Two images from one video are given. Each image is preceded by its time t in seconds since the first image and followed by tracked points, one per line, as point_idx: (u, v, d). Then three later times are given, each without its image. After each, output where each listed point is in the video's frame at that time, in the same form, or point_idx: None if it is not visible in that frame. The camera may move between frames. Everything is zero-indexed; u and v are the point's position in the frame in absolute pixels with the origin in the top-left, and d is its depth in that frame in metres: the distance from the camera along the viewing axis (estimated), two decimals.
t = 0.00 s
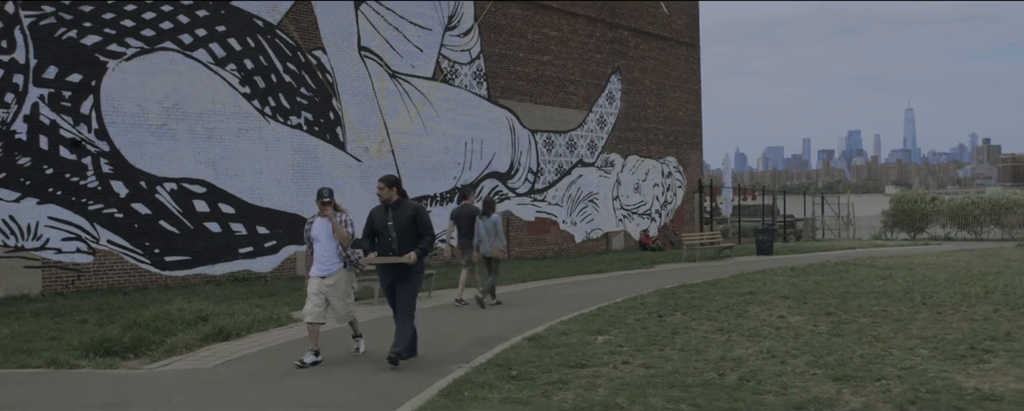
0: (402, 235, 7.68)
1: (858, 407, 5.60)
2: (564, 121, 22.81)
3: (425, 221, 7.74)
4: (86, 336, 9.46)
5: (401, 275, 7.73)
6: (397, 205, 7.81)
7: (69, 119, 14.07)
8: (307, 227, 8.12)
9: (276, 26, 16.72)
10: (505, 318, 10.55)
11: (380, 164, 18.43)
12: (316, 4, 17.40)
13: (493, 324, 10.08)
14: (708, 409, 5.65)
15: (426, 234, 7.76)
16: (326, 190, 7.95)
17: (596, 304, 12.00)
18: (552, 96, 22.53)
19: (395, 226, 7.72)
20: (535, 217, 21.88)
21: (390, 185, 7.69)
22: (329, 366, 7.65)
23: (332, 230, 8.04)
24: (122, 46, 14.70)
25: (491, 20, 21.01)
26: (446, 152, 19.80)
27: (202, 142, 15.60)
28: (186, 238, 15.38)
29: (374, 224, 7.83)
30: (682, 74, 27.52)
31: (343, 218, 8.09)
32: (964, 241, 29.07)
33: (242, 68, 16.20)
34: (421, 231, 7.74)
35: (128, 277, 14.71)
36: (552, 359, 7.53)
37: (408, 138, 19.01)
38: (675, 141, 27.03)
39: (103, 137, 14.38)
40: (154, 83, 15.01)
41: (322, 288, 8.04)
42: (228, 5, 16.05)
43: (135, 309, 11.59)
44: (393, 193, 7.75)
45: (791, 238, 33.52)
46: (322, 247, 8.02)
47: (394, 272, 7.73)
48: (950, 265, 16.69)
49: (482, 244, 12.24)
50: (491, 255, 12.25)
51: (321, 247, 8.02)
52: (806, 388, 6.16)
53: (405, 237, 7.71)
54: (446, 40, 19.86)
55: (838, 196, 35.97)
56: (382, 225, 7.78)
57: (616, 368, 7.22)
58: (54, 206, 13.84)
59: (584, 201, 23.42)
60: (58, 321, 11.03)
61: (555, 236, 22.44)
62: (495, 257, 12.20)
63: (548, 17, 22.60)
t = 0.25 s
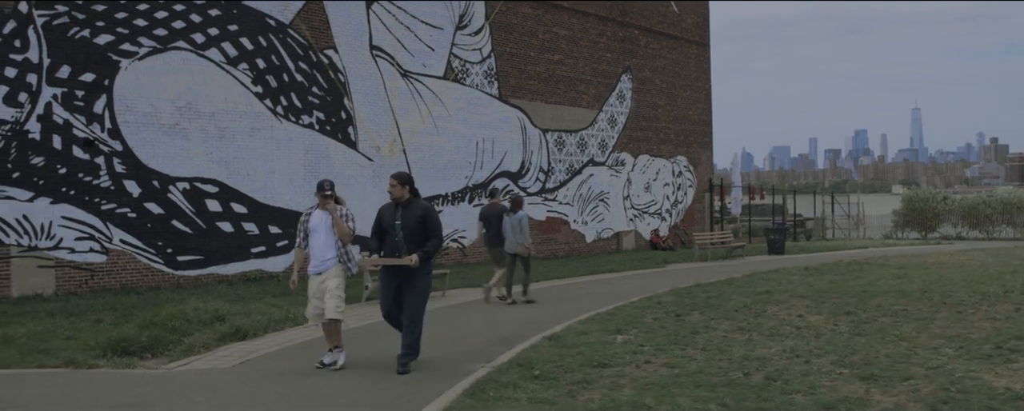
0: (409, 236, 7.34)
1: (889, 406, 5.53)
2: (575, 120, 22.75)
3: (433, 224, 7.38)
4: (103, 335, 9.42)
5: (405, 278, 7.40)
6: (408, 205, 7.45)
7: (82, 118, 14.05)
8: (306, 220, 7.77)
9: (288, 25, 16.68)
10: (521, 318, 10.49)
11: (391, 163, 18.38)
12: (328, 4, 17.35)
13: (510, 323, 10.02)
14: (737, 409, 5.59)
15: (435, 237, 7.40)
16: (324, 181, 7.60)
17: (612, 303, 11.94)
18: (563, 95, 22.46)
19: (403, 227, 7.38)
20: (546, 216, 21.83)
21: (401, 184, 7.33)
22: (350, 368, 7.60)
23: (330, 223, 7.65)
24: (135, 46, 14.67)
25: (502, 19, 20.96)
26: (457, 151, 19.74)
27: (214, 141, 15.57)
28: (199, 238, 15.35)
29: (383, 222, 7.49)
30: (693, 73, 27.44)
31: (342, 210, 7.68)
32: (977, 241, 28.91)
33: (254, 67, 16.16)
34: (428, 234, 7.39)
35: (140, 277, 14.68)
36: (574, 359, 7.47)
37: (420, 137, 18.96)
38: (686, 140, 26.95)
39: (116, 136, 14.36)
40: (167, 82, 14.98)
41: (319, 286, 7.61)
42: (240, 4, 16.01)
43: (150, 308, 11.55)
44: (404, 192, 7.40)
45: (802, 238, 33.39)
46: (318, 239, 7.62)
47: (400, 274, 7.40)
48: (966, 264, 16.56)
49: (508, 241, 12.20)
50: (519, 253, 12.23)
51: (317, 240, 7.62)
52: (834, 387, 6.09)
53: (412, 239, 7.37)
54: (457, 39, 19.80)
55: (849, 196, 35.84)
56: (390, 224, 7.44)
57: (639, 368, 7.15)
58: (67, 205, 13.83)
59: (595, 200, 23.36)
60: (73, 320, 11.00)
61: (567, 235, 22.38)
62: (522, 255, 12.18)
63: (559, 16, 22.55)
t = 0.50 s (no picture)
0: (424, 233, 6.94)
1: (928, 406, 5.44)
2: (592, 118, 22.67)
3: (449, 221, 6.97)
4: (126, 333, 9.42)
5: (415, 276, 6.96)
6: (423, 201, 7.05)
7: (103, 117, 14.07)
8: (310, 223, 7.70)
9: (306, 24, 16.66)
10: (545, 317, 10.42)
11: (409, 162, 18.35)
12: (346, 2, 17.32)
13: (534, 322, 9.96)
14: (772, 408, 5.51)
15: (449, 236, 6.98)
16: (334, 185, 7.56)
17: (634, 302, 11.86)
18: (580, 93, 22.38)
19: (416, 223, 6.97)
20: (564, 215, 21.78)
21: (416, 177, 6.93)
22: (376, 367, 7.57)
23: (336, 227, 7.60)
24: (155, 45, 14.68)
25: (520, 17, 20.89)
26: (475, 150, 19.69)
27: (233, 140, 15.56)
28: (219, 237, 15.35)
29: (395, 218, 7.08)
30: (710, 71, 27.30)
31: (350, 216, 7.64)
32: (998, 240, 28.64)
33: (273, 65, 16.15)
34: (442, 232, 6.97)
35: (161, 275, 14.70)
36: (602, 358, 7.41)
37: (438, 135, 18.92)
38: (703, 139, 26.84)
39: (136, 134, 14.37)
40: (186, 80, 14.98)
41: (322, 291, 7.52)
42: (259, 3, 15.99)
43: (172, 307, 11.55)
44: (419, 187, 7.01)
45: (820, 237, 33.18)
46: (322, 243, 7.55)
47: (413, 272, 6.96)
48: (991, 264, 16.38)
49: (544, 241, 12.44)
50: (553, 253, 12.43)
51: (321, 244, 7.54)
52: (869, 386, 6.00)
53: (425, 235, 6.96)
54: (475, 38, 19.75)
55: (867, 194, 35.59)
56: (403, 220, 7.03)
57: (669, 366, 7.08)
58: (88, 204, 13.85)
59: (612, 199, 23.28)
60: (96, 318, 11.00)
61: (584, 234, 22.32)
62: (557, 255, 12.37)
63: (576, 14, 22.47)
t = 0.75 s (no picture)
0: (445, 235, 6.75)
1: (981, 407, 5.36)
2: (622, 118, 22.57)
3: (471, 221, 6.78)
4: (164, 332, 9.48)
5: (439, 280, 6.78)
6: (443, 201, 6.86)
7: (138, 117, 14.16)
8: (327, 218, 7.24)
9: (338, 24, 16.71)
10: (581, 318, 10.36)
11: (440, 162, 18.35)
12: (377, 3, 17.35)
13: (570, 322, 9.92)
14: (821, 409, 5.44)
15: (473, 235, 6.78)
16: (349, 177, 7.07)
17: (669, 302, 11.79)
18: (610, 92, 22.28)
19: (438, 225, 6.79)
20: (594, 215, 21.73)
21: (435, 177, 6.75)
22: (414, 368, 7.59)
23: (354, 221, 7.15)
24: (188, 45, 14.76)
25: (549, 16, 20.83)
26: (505, 150, 19.67)
27: (266, 140, 15.64)
28: (252, 236, 15.44)
29: (416, 220, 6.90)
30: (740, 71, 27.10)
31: (368, 209, 7.16)
32: None
33: (305, 66, 16.20)
34: (466, 231, 6.78)
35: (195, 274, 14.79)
36: (642, 357, 7.36)
37: (469, 135, 18.93)
38: (733, 138, 26.68)
39: (171, 135, 14.47)
40: (220, 81, 15.05)
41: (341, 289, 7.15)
42: (290, 3, 16.04)
43: (208, 306, 11.61)
44: (439, 187, 6.82)
45: (852, 237, 32.86)
46: (340, 240, 7.12)
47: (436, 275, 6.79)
48: None
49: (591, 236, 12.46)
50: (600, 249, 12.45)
51: (340, 241, 7.11)
52: (918, 387, 5.92)
53: (448, 237, 6.77)
54: (505, 37, 19.72)
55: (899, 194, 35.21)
56: (424, 222, 6.85)
57: (710, 366, 7.02)
58: (124, 204, 13.97)
59: (642, 199, 23.19)
60: (133, 317, 11.09)
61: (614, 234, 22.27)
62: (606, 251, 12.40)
63: (605, 14, 22.38)
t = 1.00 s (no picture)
0: (486, 231, 6.47)
1: None
2: (667, 117, 22.45)
3: (513, 214, 6.48)
4: (220, 329, 9.61)
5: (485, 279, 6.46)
6: (480, 195, 6.56)
7: (189, 118, 14.34)
8: (355, 225, 7.07)
9: (384, 25, 16.82)
10: (632, 318, 10.33)
11: (486, 162, 18.40)
12: (423, 3, 17.45)
13: (621, 322, 9.91)
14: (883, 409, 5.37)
15: (516, 229, 6.50)
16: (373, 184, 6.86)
17: (718, 302, 11.72)
18: (655, 92, 22.18)
19: (477, 221, 6.50)
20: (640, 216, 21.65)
21: (472, 170, 6.44)
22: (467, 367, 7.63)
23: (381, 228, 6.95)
24: (238, 47, 14.94)
25: (594, 16, 20.78)
26: (550, 149, 19.66)
27: (314, 140, 15.79)
28: (300, 235, 15.60)
29: (452, 217, 6.59)
30: (786, 69, 26.83)
31: (396, 215, 6.96)
32: None
33: (352, 66, 16.33)
34: (509, 226, 6.49)
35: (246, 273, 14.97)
36: (697, 357, 7.31)
37: (515, 135, 18.96)
38: (779, 138, 26.42)
39: (221, 135, 14.65)
40: (269, 82, 15.22)
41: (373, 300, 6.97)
42: (338, 5, 16.17)
43: (260, 304, 11.75)
44: (474, 180, 6.52)
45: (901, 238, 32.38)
46: (369, 249, 6.94)
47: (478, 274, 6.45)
48: None
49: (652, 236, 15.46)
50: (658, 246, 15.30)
51: (368, 250, 6.93)
52: (982, 389, 5.82)
53: (490, 233, 6.48)
54: (550, 37, 19.72)
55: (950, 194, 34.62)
56: (461, 218, 6.55)
57: (766, 366, 6.96)
58: (176, 204, 14.16)
59: (688, 199, 23.04)
60: (188, 315, 11.25)
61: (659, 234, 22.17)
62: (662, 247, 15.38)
63: (651, 13, 22.28)
